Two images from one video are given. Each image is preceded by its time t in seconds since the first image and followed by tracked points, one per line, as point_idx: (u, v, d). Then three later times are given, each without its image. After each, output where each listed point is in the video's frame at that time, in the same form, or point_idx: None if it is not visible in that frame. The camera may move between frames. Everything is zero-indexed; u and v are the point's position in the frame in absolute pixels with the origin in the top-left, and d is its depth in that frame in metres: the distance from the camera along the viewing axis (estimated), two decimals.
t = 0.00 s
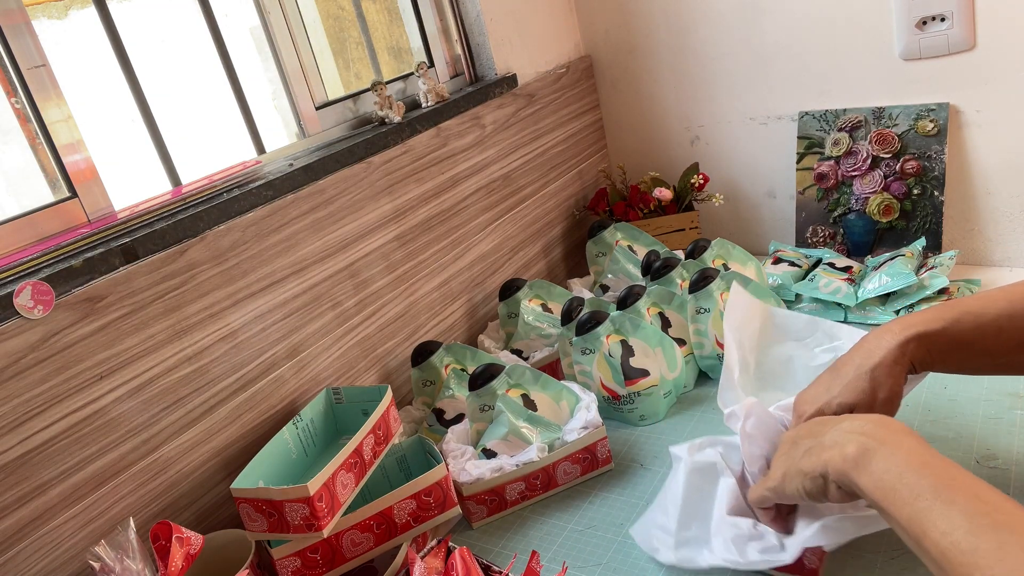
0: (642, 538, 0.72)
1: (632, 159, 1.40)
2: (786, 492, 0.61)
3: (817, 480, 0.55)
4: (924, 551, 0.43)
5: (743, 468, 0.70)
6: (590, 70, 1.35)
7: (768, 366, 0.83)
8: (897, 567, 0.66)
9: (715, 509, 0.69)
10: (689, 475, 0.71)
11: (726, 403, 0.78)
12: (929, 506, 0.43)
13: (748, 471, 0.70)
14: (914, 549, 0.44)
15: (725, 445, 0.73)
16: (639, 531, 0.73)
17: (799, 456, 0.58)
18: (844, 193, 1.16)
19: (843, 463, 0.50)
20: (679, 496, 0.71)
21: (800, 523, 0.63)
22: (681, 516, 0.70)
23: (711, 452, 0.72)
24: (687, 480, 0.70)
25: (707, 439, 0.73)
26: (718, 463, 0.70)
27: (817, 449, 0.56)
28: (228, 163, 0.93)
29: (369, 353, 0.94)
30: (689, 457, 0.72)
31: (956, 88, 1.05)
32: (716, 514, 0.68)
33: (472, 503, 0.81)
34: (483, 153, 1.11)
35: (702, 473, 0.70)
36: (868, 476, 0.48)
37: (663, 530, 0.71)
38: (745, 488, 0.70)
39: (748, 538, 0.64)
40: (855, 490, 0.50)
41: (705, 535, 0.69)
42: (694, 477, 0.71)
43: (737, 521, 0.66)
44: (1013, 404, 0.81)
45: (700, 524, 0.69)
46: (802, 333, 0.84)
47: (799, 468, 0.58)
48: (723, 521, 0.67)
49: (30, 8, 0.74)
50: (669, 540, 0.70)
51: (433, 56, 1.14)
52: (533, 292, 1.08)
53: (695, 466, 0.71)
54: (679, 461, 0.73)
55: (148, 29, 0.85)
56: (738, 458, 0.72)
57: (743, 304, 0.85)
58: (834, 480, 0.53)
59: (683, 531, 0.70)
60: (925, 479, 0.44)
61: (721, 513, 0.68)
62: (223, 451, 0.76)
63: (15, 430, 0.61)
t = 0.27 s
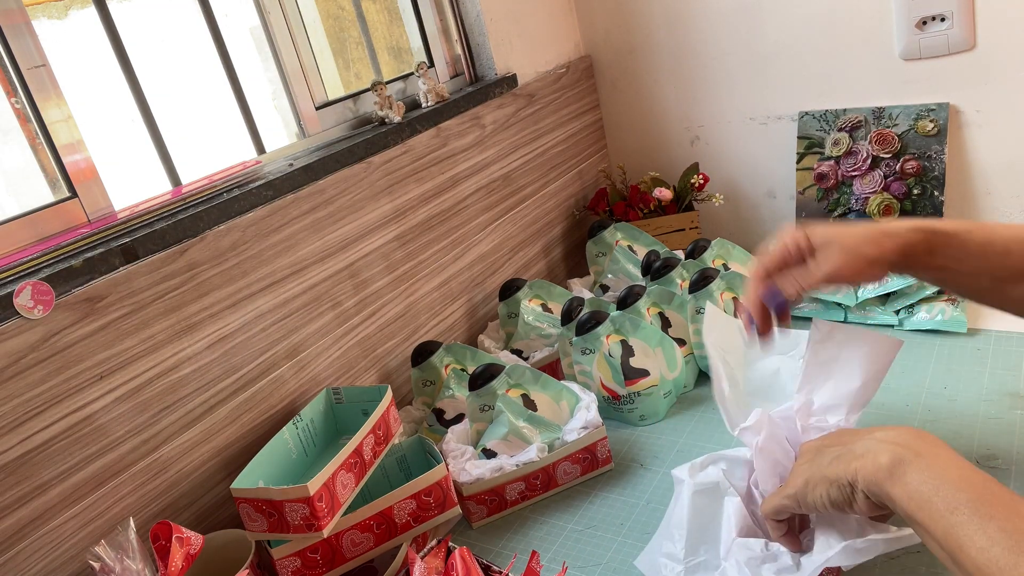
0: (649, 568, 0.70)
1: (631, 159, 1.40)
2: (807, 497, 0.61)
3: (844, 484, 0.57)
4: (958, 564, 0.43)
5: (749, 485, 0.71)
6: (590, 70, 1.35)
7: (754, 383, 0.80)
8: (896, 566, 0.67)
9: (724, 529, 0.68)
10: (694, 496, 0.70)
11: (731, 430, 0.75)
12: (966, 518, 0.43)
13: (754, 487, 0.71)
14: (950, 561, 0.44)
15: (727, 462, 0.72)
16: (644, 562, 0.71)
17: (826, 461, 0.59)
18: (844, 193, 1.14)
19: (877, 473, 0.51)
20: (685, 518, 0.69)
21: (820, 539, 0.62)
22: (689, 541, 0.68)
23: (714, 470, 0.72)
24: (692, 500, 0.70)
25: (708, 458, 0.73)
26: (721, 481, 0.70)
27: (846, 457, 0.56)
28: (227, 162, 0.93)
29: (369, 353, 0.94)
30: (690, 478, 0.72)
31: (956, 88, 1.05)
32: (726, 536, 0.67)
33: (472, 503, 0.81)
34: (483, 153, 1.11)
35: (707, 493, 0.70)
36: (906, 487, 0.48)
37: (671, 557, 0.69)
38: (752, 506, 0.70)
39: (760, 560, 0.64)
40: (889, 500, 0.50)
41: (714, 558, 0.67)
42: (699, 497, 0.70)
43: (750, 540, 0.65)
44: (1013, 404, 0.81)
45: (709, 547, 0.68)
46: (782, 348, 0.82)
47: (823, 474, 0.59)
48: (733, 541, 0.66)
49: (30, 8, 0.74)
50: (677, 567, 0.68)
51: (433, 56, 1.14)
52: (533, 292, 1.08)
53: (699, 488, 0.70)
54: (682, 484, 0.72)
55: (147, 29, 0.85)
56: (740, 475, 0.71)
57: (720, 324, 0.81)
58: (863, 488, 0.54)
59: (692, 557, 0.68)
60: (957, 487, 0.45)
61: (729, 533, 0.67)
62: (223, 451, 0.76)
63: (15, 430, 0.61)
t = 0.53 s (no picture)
0: (649, 568, 0.70)
1: (632, 159, 1.40)
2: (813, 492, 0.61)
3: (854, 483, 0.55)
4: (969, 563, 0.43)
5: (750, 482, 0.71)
6: (590, 70, 1.35)
7: (756, 385, 0.80)
8: (895, 566, 0.67)
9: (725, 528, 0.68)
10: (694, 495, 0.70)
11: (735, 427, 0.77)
12: (975, 518, 0.43)
13: (754, 486, 0.71)
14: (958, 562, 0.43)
15: (728, 460, 0.72)
16: (643, 561, 0.71)
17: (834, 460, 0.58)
18: (844, 193, 1.15)
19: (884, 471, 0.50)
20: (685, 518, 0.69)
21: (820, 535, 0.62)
22: (689, 540, 0.69)
23: (714, 469, 0.71)
24: (693, 500, 0.70)
25: (710, 455, 0.73)
26: (721, 480, 0.70)
27: (856, 455, 0.55)
28: (227, 162, 0.93)
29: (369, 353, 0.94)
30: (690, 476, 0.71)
31: (956, 88, 1.05)
32: (726, 536, 0.67)
33: (472, 503, 0.81)
34: (484, 153, 1.11)
35: (707, 492, 0.70)
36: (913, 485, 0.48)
37: (670, 554, 0.70)
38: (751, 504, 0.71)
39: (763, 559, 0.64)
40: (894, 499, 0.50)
41: (715, 557, 0.68)
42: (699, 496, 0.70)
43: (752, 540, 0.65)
44: (1013, 404, 0.81)
45: (710, 545, 0.68)
46: (788, 348, 0.80)
47: (832, 472, 0.58)
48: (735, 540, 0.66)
49: (30, 8, 0.74)
50: (678, 566, 0.68)
51: (433, 56, 1.14)
52: (533, 292, 1.08)
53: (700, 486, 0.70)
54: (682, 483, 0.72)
55: (147, 29, 0.85)
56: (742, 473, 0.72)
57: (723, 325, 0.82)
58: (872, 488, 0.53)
59: (692, 555, 0.68)
60: (960, 485, 0.45)
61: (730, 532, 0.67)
62: (223, 451, 0.76)
63: (15, 430, 0.61)
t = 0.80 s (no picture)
0: (643, 557, 0.71)
1: (631, 159, 1.40)
2: (818, 479, 0.60)
3: (857, 481, 0.56)
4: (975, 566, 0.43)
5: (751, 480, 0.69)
6: (590, 70, 1.35)
7: (763, 390, 0.79)
8: (896, 566, 0.67)
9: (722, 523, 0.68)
10: (693, 487, 0.71)
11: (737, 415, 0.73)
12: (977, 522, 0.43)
13: (755, 483, 0.69)
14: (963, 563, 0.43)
15: (730, 455, 0.71)
16: (638, 551, 0.72)
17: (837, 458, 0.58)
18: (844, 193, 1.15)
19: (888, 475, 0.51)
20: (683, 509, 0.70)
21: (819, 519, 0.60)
22: (684, 531, 0.69)
23: (715, 463, 0.72)
24: (691, 491, 0.71)
25: (712, 450, 0.73)
26: (722, 474, 0.71)
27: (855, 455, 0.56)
28: (228, 162, 0.93)
29: (369, 353, 0.94)
30: (693, 468, 0.72)
31: (956, 88, 1.05)
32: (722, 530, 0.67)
33: (472, 503, 0.81)
34: (483, 153, 1.11)
35: (707, 485, 0.71)
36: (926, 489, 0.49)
37: (665, 545, 0.70)
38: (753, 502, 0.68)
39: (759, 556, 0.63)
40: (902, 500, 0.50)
41: (709, 551, 0.68)
42: (699, 488, 0.71)
43: (752, 536, 0.64)
44: (1013, 404, 0.81)
45: (705, 539, 0.69)
46: (792, 356, 0.79)
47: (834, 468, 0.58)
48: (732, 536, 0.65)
49: (30, 8, 0.74)
50: (672, 556, 0.69)
51: (433, 56, 1.14)
52: (532, 292, 1.08)
53: (698, 478, 0.71)
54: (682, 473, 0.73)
55: (148, 29, 0.85)
56: (744, 469, 0.70)
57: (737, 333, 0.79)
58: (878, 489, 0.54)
59: (686, 547, 0.69)
60: (972, 495, 0.46)
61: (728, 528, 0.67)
62: (223, 451, 0.76)
63: (15, 430, 0.61)
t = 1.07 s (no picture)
0: (646, 559, 0.68)
1: (631, 159, 1.40)
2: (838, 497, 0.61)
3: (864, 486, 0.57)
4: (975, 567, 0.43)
5: (745, 482, 0.71)
6: (590, 70, 1.35)
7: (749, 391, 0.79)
8: (896, 567, 0.67)
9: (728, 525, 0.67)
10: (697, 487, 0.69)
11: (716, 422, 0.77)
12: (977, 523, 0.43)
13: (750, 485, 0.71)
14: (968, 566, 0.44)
15: (727, 458, 0.73)
16: (638, 552, 0.69)
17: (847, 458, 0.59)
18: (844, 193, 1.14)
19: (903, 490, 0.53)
20: (687, 511, 0.68)
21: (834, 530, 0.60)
22: (689, 533, 0.67)
23: (714, 465, 0.71)
24: (694, 492, 0.69)
25: (708, 452, 0.73)
26: (723, 476, 0.70)
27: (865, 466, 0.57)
28: (227, 162, 0.93)
29: (369, 353, 0.94)
30: (689, 467, 0.70)
31: (956, 87, 1.05)
32: (728, 533, 0.67)
33: (472, 503, 0.81)
34: (483, 153, 1.11)
35: (708, 486, 0.69)
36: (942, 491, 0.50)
37: (667, 547, 0.67)
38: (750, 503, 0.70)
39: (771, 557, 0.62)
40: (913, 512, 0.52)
41: (715, 554, 0.67)
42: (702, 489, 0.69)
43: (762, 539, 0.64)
44: (1013, 404, 0.81)
45: (708, 542, 0.67)
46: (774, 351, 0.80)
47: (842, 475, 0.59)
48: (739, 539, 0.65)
49: (30, 7, 0.74)
50: (677, 559, 0.66)
51: (433, 56, 1.14)
52: (533, 292, 1.08)
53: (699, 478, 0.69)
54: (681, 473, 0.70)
55: (148, 28, 0.85)
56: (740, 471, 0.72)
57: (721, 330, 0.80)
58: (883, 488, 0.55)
59: (692, 550, 0.67)
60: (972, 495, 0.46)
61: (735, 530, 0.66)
62: (223, 451, 0.76)
63: (15, 430, 0.61)
